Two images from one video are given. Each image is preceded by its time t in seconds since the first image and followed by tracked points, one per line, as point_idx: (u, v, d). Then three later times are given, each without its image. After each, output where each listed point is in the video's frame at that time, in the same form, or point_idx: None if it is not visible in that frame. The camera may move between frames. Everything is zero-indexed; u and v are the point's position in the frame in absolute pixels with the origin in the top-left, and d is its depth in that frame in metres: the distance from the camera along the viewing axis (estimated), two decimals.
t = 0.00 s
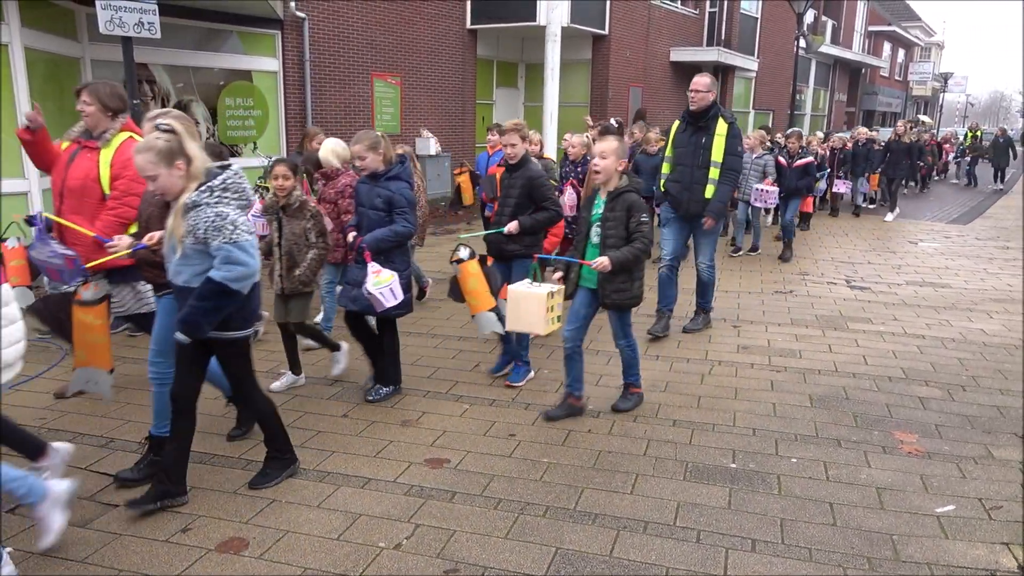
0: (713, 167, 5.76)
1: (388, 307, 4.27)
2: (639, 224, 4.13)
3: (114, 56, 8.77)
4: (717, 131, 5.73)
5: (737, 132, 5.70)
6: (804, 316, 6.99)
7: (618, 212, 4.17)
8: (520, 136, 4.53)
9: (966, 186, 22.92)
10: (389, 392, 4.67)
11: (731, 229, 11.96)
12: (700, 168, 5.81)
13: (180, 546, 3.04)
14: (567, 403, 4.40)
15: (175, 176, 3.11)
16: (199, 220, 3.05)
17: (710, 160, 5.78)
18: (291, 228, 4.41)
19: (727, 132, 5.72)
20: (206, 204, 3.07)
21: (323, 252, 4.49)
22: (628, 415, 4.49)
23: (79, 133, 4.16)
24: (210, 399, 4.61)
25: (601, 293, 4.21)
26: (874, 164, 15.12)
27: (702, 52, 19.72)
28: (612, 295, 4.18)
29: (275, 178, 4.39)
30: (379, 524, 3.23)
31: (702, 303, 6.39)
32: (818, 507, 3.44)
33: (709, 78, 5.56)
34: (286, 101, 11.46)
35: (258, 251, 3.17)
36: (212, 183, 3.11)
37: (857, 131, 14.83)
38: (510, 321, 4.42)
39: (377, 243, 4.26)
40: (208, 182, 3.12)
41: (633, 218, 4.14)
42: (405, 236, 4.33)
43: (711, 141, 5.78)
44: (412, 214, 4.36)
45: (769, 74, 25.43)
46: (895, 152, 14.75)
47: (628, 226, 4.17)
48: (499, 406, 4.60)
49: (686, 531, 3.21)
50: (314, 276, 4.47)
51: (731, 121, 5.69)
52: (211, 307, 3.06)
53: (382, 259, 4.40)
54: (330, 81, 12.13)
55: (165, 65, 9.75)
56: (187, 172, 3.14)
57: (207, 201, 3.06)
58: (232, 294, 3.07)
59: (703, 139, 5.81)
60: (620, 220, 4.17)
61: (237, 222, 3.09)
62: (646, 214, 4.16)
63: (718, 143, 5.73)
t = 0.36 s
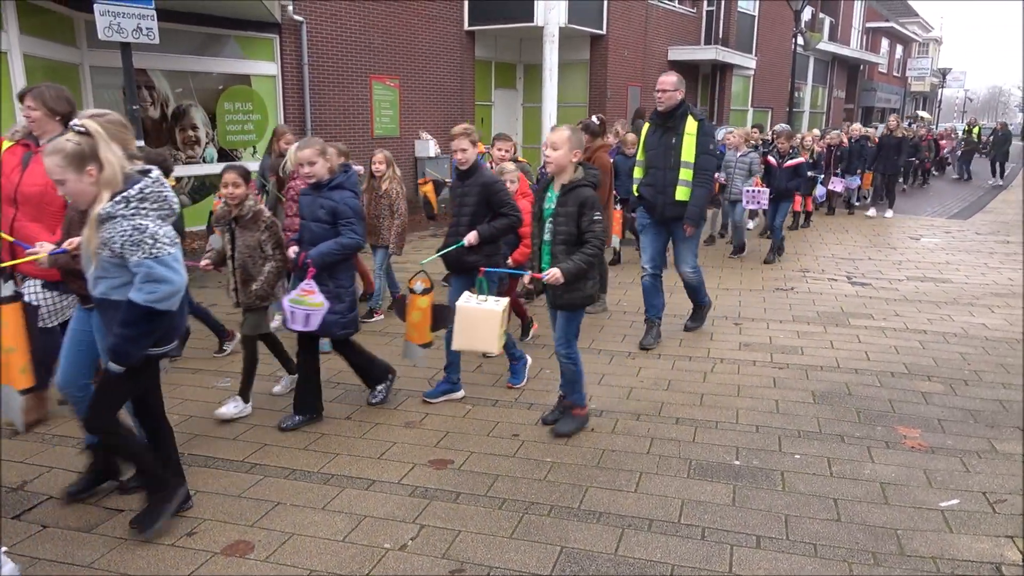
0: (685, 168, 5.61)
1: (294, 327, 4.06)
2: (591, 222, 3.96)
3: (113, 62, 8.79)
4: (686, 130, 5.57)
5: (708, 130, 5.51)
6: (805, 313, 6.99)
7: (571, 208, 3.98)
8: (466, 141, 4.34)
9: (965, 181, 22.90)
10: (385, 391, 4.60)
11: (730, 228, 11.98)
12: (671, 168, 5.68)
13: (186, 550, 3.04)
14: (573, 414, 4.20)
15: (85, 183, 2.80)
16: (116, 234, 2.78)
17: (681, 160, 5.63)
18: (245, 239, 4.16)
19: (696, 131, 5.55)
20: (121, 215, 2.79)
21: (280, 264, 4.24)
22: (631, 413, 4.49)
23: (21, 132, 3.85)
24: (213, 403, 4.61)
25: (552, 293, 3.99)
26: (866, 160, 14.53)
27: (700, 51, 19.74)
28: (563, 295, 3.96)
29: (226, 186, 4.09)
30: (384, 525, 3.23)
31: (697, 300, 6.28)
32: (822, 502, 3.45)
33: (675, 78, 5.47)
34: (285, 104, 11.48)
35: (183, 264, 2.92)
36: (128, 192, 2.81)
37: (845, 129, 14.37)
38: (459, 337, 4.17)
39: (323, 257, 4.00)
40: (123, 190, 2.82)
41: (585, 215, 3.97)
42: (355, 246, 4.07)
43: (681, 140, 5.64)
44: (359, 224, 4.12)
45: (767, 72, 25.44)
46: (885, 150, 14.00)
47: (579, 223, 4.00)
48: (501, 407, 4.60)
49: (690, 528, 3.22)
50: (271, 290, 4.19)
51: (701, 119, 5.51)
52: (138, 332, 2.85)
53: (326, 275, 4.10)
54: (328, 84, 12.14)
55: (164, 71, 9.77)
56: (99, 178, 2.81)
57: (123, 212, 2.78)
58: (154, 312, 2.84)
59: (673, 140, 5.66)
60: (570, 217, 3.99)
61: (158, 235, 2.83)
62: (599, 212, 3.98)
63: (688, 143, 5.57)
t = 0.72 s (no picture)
0: (649, 167, 5.30)
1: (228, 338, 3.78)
2: (543, 241, 3.62)
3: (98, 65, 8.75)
4: (649, 127, 5.29)
5: (671, 127, 5.22)
6: (793, 311, 7.03)
7: (525, 226, 3.70)
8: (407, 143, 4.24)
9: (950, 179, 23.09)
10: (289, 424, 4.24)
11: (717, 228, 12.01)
12: (636, 168, 5.37)
13: (174, 554, 3.03)
14: (539, 435, 3.97)
15: None
16: None
17: (644, 159, 5.32)
18: (175, 250, 4.02)
19: (660, 128, 5.26)
20: None
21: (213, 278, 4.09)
22: (620, 413, 4.51)
23: None
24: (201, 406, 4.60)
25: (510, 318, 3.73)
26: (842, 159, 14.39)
27: (687, 51, 19.81)
28: (521, 320, 3.68)
29: (154, 192, 3.92)
30: (374, 526, 3.23)
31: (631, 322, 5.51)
32: (810, 499, 3.47)
33: (636, 73, 5.19)
34: (272, 106, 11.44)
35: (65, 290, 2.60)
36: (10, 207, 2.41)
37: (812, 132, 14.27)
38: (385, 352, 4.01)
39: (255, 268, 3.73)
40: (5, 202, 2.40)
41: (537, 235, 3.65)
42: (291, 254, 3.82)
43: (644, 139, 5.35)
44: (292, 231, 3.87)
45: (754, 72, 25.57)
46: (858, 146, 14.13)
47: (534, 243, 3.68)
48: (491, 407, 4.60)
49: (680, 526, 3.23)
50: (202, 305, 4.05)
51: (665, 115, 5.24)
52: (11, 364, 2.55)
53: (257, 285, 3.86)
54: (315, 86, 12.12)
55: (149, 73, 9.71)
56: None
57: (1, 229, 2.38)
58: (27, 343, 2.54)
59: (635, 138, 5.36)
60: (525, 236, 3.69)
61: (38, 258, 2.49)
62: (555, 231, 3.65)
63: (650, 141, 5.28)
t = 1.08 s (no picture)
0: (602, 177, 5.03)
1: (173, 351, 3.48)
2: (482, 248, 3.35)
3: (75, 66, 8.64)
4: (604, 134, 5.02)
5: (628, 136, 4.97)
6: (775, 308, 7.08)
7: (459, 234, 3.40)
8: (325, 157, 3.97)
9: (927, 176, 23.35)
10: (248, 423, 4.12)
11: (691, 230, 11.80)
12: (589, 177, 5.07)
13: (159, 559, 3.01)
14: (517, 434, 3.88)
15: None
16: None
17: (598, 168, 5.05)
18: (84, 260, 3.67)
19: (615, 136, 5.01)
20: None
21: (129, 290, 3.77)
22: (605, 411, 4.52)
23: None
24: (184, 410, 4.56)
25: (451, 334, 3.44)
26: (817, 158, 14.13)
27: (668, 50, 19.90)
28: (464, 334, 3.41)
29: (56, 201, 3.56)
30: (360, 528, 3.22)
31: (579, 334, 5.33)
32: (794, 494, 3.50)
33: (594, 76, 4.90)
34: (253, 107, 11.37)
35: None
36: None
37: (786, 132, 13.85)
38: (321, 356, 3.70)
39: (158, 278, 3.44)
40: None
41: (474, 242, 3.37)
42: (198, 264, 3.51)
43: (599, 146, 5.06)
44: (207, 238, 3.55)
45: (735, 71, 25.76)
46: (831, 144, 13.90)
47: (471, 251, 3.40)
48: (477, 407, 4.60)
49: (666, 523, 3.25)
50: (116, 319, 3.71)
51: (621, 123, 4.98)
52: None
53: (175, 297, 3.59)
54: (296, 86, 12.06)
55: (128, 75, 9.61)
56: None
57: None
58: None
59: (589, 144, 5.07)
60: (461, 245, 3.40)
61: None
62: (492, 235, 3.38)
63: (606, 149, 5.01)
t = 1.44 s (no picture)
0: (562, 177, 4.84)
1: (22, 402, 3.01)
2: (426, 244, 3.24)
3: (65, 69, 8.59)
4: (565, 131, 4.83)
5: (590, 134, 4.78)
6: (768, 307, 7.10)
7: (398, 231, 3.27)
8: (260, 156, 3.75)
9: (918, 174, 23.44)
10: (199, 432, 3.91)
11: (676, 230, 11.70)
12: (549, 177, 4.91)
13: (154, 563, 2.99)
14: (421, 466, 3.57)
15: None
16: None
17: (557, 167, 4.86)
18: None
19: (576, 134, 4.81)
20: None
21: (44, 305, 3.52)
22: (600, 411, 4.52)
23: None
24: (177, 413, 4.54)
25: (390, 339, 3.26)
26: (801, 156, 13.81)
27: (659, 50, 19.94)
28: (403, 337, 3.24)
29: None
30: (356, 531, 3.21)
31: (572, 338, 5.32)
32: (789, 492, 3.51)
33: (555, 70, 4.75)
34: (244, 109, 11.34)
35: None
36: None
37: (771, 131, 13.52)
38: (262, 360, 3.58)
39: (50, 303, 3.13)
40: None
41: (417, 239, 3.25)
42: (96, 289, 3.19)
43: (560, 144, 4.88)
44: (113, 260, 3.24)
45: (727, 71, 25.84)
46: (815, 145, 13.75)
47: (413, 249, 3.28)
48: (472, 408, 4.60)
49: (662, 522, 3.25)
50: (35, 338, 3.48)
51: (583, 121, 4.78)
52: None
53: (88, 323, 3.27)
54: (288, 88, 12.03)
55: (118, 77, 9.57)
56: None
57: None
58: None
59: (551, 142, 4.90)
60: (401, 241, 3.26)
61: None
62: (435, 231, 3.28)
63: (565, 148, 4.82)
